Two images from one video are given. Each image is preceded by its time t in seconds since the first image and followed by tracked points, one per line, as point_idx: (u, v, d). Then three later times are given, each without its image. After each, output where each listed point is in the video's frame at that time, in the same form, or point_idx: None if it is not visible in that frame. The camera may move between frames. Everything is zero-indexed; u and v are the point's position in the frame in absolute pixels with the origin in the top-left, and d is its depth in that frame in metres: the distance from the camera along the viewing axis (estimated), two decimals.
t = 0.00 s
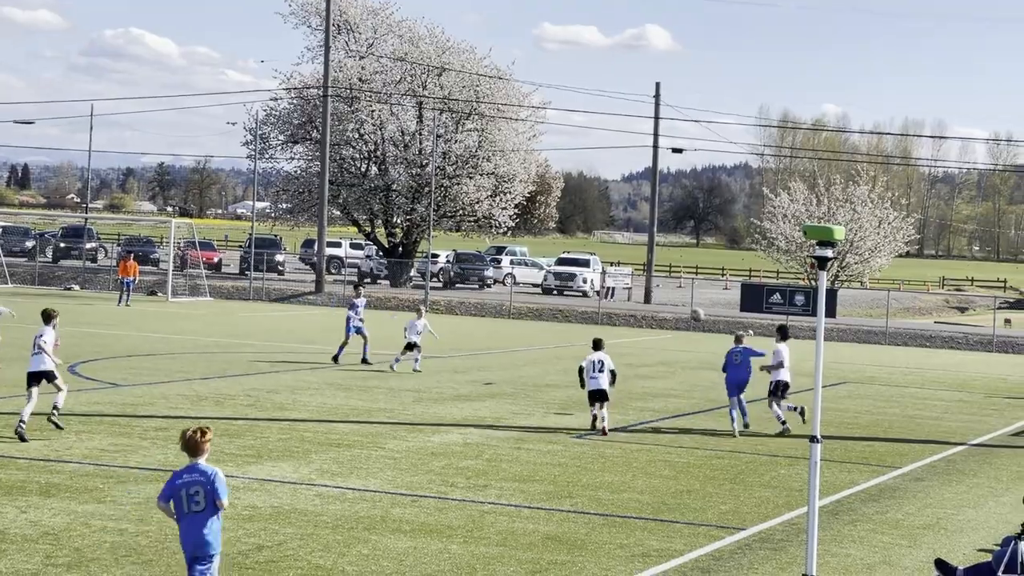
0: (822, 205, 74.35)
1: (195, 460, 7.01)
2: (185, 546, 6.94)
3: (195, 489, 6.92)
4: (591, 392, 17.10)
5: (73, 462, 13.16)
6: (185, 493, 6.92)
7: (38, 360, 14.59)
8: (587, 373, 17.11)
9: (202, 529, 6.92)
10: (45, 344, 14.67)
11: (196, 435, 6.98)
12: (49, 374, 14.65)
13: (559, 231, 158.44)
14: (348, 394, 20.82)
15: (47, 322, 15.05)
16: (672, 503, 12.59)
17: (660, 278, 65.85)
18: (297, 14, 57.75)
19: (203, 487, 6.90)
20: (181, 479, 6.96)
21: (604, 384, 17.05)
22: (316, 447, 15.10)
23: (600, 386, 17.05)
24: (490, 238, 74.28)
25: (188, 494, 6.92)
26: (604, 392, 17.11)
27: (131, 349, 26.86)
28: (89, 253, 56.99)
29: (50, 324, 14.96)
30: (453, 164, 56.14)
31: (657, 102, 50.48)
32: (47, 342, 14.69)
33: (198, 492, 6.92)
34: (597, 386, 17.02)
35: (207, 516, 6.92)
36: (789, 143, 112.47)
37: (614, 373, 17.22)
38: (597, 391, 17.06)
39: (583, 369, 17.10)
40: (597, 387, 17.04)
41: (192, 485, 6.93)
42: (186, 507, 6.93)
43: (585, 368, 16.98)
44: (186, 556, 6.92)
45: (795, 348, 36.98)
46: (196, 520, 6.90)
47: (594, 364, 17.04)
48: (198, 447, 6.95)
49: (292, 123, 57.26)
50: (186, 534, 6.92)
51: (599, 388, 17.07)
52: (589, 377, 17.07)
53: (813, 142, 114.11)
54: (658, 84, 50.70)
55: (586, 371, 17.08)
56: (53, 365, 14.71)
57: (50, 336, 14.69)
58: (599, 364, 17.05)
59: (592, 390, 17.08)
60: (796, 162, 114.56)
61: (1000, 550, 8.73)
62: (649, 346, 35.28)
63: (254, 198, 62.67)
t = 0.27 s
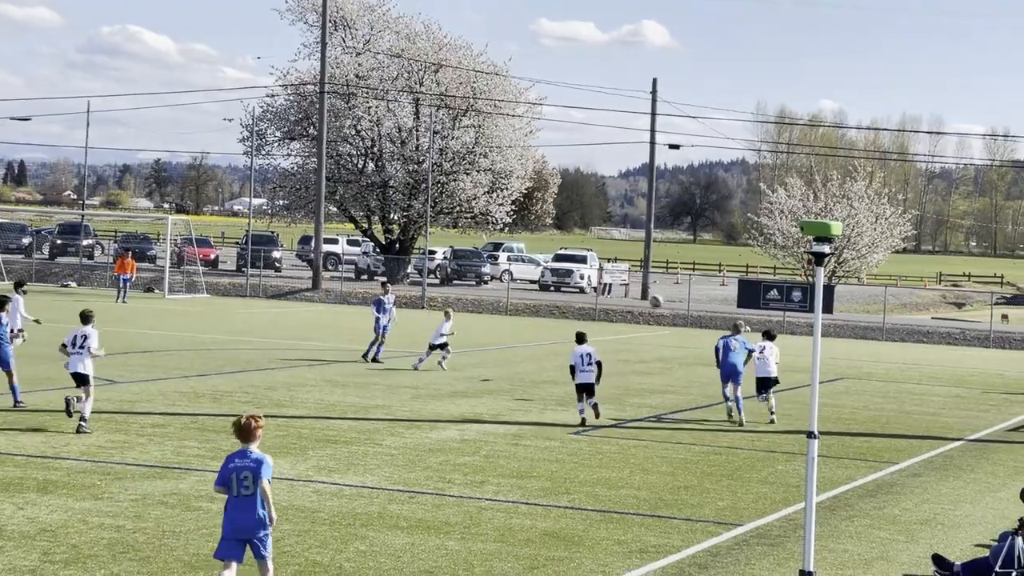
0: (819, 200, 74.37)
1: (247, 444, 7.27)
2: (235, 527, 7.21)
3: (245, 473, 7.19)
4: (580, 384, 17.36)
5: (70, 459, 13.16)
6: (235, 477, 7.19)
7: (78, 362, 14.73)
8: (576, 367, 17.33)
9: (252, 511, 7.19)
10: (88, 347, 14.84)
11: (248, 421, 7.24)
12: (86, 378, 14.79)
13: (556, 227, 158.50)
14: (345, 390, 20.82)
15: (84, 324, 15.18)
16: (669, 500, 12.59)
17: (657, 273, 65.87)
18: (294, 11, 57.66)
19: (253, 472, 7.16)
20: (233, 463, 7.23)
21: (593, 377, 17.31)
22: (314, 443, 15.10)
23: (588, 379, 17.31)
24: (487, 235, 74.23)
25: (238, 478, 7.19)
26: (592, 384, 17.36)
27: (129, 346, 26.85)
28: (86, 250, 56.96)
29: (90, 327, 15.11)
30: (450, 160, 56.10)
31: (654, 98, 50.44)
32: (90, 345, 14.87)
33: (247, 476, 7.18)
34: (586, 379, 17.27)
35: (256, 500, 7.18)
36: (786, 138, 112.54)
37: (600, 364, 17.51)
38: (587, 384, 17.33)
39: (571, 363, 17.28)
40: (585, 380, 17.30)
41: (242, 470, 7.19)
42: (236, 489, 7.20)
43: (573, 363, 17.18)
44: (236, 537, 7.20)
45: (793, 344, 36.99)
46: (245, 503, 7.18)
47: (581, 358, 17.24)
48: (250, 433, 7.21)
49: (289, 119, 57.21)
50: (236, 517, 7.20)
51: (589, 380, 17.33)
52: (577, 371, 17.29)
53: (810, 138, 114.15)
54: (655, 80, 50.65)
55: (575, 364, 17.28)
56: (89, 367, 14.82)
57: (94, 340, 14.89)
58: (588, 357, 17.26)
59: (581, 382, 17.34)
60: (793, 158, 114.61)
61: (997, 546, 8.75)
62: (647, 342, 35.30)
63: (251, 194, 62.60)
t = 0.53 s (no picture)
0: (817, 196, 74.37)
1: (284, 438, 7.51)
2: (271, 516, 7.43)
3: (284, 465, 7.40)
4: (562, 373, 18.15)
5: (69, 455, 13.16)
6: (275, 467, 7.40)
7: (111, 352, 15.24)
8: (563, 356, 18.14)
9: (287, 501, 7.43)
10: (118, 337, 15.34)
11: (284, 416, 7.50)
12: (116, 367, 15.34)
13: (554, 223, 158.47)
14: (343, 386, 20.82)
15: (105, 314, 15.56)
16: (666, 495, 12.62)
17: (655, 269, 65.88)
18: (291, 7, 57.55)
19: (293, 464, 7.39)
20: (272, 453, 7.43)
21: (576, 369, 18.10)
22: (311, 440, 15.11)
23: (571, 369, 18.08)
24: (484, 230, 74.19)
25: (276, 468, 7.41)
26: (573, 375, 18.15)
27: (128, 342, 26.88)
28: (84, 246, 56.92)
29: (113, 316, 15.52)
30: (448, 156, 56.09)
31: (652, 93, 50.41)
32: (120, 335, 15.37)
33: (287, 468, 7.40)
34: (569, 370, 18.06)
35: (292, 491, 7.42)
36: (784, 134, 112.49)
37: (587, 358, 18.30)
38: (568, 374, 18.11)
39: (559, 352, 18.09)
40: (569, 370, 18.07)
41: (282, 461, 7.41)
42: (273, 480, 7.42)
43: (560, 351, 17.98)
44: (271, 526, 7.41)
45: (791, 339, 37.05)
46: (282, 494, 7.40)
47: (569, 349, 18.04)
48: (288, 426, 7.48)
49: (287, 115, 57.16)
50: (273, 507, 7.42)
51: (571, 372, 18.12)
52: (563, 359, 18.09)
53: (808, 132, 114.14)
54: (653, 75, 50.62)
55: (561, 354, 18.10)
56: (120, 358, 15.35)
57: (124, 330, 15.41)
58: (575, 348, 18.05)
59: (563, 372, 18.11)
60: (791, 153, 114.59)
61: (995, 539, 8.79)
62: (645, 337, 35.31)
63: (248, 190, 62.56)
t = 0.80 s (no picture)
0: (815, 190, 74.41)
1: (304, 430, 7.65)
2: (294, 505, 7.54)
3: (306, 455, 7.53)
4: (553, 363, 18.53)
5: (68, 452, 13.17)
6: (296, 458, 7.54)
7: (126, 337, 16.31)
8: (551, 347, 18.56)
9: (310, 490, 7.53)
10: (134, 324, 16.41)
11: (304, 409, 7.66)
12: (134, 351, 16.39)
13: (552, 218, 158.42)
14: (342, 383, 20.83)
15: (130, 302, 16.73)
16: (665, 491, 12.63)
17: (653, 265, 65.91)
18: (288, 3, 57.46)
19: (314, 453, 7.51)
20: (294, 445, 7.57)
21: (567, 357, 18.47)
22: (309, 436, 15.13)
23: (561, 359, 18.45)
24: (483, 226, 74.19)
25: (299, 459, 7.54)
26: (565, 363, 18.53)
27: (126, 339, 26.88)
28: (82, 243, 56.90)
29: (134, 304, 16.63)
30: (445, 152, 56.09)
31: (650, 89, 50.40)
32: (136, 321, 16.43)
33: (309, 458, 7.52)
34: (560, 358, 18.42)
35: (316, 479, 7.53)
36: (782, 129, 112.52)
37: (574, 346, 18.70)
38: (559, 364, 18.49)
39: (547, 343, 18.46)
40: (559, 359, 18.44)
41: (304, 452, 7.53)
42: (297, 471, 7.54)
43: (550, 342, 18.35)
44: (295, 514, 7.51)
45: (789, 334, 37.11)
46: (306, 482, 7.52)
47: (557, 338, 18.43)
48: (307, 417, 7.63)
49: (284, 111, 57.11)
50: (297, 495, 7.53)
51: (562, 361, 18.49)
52: (552, 351, 18.48)
53: (806, 127, 114.19)
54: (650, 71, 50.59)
55: (550, 345, 18.47)
56: (137, 343, 16.43)
57: (139, 316, 16.43)
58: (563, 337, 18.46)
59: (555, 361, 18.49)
60: (789, 148, 114.63)
61: (993, 535, 8.83)
62: (643, 333, 35.35)
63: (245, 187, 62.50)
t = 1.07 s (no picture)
0: (812, 186, 74.45)
1: (320, 426, 7.74)
2: (310, 502, 7.66)
3: (324, 452, 7.64)
4: (541, 355, 18.92)
5: (65, 448, 13.16)
6: (315, 456, 7.63)
7: (144, 331, 16.54)
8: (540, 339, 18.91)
9: (327, 488, 7.66)
10: (152, 319, 16.66)
11: (322, 406, 7.73)
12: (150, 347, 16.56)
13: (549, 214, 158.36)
14: (340, 379, 20.83)
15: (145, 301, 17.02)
16: (663, 486, 12.65)
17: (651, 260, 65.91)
18: None
19: (332, 451, 7.63)
20: (311, 442, 7.66)
21: (555, 350, 18.85)
22: (307, 431, 15.12)
23: (550, 351, 18.82)
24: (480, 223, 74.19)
25: (316, 456, 7.63)
26: (553, 356, 18.91)
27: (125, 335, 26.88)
28: (79, 240, 56.84)
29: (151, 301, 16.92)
30: (443, 148, 56.08)
31: (647, 84, 50.40)
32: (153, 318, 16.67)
33: (327, 455, 7.63)
34: (548, 351, 18.80)
35: (333, 477, 7.65)
36: (779, 124, 112.55)
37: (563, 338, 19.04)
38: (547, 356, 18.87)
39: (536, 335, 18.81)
40: (547, 352, 18.82)
41: (322, 449, 7.63)
42: (314, 467, 7.64)
43: (539, 334, 18.69)
44: (311, 510, 7.64)
45: (787, 329, 37.14)
46: (324, 480, 7.63)
47: (546, 331, 18.76)
48: (325, 415, 7.71)
49: (281, 107, 57.07)
50: (314, 491, 7.64)
51: (551, 353, 18.87)
52: (540, 343, 18.83)
53: (803, 123, 114.22)
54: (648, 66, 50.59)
55: (538, 337, 18.82)
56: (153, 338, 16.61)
57: (157, 313, 16.71)
58: (552, 330, 18.78)
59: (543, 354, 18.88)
60: (786, 143, 114.65)
61: (990, 529, 8.89)
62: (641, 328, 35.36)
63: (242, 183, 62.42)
